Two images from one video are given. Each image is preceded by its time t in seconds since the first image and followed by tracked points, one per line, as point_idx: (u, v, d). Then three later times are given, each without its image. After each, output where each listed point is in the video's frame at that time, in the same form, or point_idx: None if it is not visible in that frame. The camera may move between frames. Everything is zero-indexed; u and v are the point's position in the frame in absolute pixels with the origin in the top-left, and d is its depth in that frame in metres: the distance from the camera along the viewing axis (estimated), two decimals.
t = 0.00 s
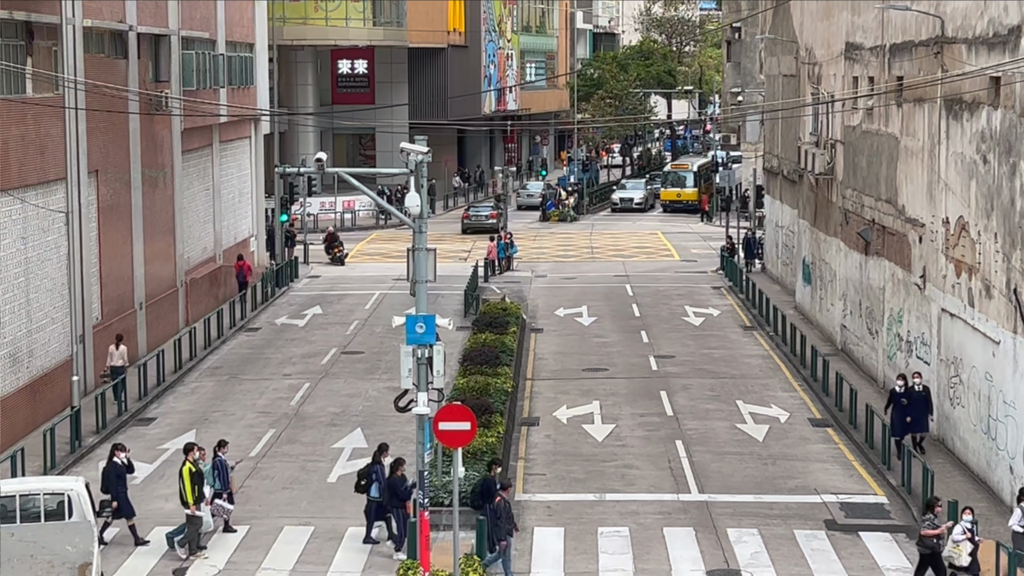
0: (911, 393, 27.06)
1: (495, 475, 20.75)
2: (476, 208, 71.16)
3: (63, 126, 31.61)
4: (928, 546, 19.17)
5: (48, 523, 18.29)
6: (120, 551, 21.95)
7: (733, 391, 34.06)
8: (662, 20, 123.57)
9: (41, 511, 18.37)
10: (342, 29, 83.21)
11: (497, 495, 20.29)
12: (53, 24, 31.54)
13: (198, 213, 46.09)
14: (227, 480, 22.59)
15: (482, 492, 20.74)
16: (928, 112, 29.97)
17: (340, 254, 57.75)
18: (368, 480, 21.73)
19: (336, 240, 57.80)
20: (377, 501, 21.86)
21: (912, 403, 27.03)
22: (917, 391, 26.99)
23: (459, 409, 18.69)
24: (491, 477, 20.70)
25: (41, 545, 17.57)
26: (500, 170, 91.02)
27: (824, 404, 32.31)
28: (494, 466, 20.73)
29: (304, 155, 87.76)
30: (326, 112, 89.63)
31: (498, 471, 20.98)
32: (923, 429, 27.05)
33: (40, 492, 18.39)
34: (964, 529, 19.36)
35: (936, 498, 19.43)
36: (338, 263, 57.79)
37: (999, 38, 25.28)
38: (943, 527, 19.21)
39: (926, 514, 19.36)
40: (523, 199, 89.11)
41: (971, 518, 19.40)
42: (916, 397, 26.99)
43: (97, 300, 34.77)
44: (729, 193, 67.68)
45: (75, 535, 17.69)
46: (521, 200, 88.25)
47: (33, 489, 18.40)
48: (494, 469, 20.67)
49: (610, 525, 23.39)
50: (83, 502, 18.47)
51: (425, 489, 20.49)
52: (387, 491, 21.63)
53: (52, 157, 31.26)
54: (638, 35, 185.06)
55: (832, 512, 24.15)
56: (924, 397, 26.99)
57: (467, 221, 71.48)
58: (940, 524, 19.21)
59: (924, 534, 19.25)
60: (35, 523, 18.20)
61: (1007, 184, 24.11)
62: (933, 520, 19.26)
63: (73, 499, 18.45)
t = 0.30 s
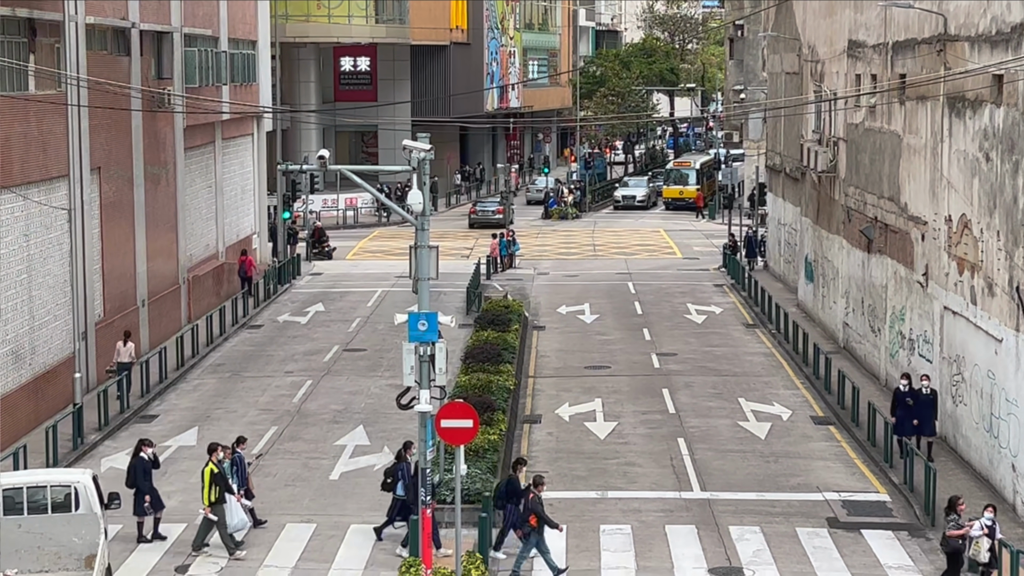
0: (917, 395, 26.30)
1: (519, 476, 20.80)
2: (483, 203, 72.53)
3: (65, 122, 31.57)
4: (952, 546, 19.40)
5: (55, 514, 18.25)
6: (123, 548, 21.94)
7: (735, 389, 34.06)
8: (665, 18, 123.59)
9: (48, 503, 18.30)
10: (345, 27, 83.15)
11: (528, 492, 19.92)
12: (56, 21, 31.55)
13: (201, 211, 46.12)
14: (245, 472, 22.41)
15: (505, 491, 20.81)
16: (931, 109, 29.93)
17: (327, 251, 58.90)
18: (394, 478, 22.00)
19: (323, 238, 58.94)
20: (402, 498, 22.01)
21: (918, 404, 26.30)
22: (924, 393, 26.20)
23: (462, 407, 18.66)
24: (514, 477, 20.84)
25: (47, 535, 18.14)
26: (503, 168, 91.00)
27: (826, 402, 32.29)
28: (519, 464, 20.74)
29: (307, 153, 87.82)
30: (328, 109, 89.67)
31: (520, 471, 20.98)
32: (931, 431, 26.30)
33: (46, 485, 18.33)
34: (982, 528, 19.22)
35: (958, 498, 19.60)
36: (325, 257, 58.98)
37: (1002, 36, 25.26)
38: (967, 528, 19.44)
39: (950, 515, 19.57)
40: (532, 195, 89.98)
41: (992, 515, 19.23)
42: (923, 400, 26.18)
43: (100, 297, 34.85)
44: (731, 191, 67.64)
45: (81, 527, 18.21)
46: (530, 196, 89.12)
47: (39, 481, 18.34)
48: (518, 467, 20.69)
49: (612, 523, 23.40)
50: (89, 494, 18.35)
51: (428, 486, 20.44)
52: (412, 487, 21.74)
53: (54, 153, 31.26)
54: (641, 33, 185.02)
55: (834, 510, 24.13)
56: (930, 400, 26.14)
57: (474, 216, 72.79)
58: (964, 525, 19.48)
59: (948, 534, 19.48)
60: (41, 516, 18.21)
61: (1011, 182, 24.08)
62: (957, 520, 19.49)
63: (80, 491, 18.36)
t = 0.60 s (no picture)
0: (923, 398, 26.24)
1: (544, 472, 20.59)
2: (489, 198, 74.30)
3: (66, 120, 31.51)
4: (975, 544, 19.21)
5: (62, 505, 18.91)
6: (126, 545, 21.99)
7: (737, 387, 34.07)
8: (667, 15, 123.52)
9: (56, 493, 18.96)
10: (347, 24, 83.15)
11: (559, 488, 20.11)
12: (59, 19, 31.57)
13: (203, 209, 46.15)
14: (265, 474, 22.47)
15: (529, 487, 20.62)
16: (933, 108, 29.93)
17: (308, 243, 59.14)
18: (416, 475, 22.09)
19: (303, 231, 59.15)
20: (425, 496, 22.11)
21: (925, 407, 26.22)
22: (930, 395, 26.15)
23: (464, 405, 18.64)
24: (537, 472, 20.63)
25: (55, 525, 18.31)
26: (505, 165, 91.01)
27: (828, 400, 32.30)
28: (543, 463, 20.50)
29: (308, 151, 87.85)
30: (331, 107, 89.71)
31: (544, 466, 20.70)
32: (937, 433, 26.15)
33: (54, 476, 18.98)
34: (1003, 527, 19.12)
35: (979, 495, 19.40)
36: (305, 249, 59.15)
37: (1004, 34, 25.27)
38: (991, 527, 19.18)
39: (971, 513, 19.30)
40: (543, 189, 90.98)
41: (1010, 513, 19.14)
42: (930, 402, 26.15)
43: (102, 294, 34.84)
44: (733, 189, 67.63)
45: (89, 517, 18.37)
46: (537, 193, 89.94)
47: (48, 472, 18.99)
48: (542, 466, 20.42)
49: (615, 521, 23.40)
50: (96, 485, 18.99)
51: (428, 485, 20.45)
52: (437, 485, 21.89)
53: (57, 152, 31.31)
54: (643, 30, 184.94)
55: (836, 507, 24.14)
56: (937, 402, 26.13)
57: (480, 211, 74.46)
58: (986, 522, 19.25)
59: (972, 533, 19.24)
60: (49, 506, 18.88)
61: (1013, 180, 24.09)
62: (979, 519, 19.22)
63: (87, 482, 19.00)
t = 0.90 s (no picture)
0: (930, 399, 25.92)
1: (570, 472, 20.56)
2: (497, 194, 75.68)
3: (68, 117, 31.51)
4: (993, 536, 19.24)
5: (72, 494, 19.20)
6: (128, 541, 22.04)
7: (739, 384, 34.08)
8: (669, 13, 123.41)
9: (66, 483, 19.24)
10: (349, 22, 83.16)
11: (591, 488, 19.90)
12: (61, 16, 31.56)
13: (205, 206, 46.17)
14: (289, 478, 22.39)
15: (556, 489, 20.61)
16: (935, 105, 29.92)
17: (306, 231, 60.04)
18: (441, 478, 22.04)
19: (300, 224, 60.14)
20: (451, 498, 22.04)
21: (932, 408, 25.91)
22: (937, 396, 25.81)
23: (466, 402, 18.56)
24: (562, 473, 20.62)
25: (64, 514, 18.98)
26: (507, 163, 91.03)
27: (830, 398, 32.31)
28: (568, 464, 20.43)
29: (310, 148, 87.85)
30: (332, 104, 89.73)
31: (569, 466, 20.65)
32: (944, 434, 25.85)
33: (64, 465, 19.25)
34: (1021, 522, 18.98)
35: (1001, 489, 19.34)
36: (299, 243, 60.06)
37: (1006, 31, 25.25)
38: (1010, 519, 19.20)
39: (992, 505, 19.33)
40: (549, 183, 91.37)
41: None
42: (936, 403, 25.82)
43: (104, 292, 34.87)
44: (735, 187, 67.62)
45: (98, 506, 19.10)
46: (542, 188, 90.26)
47: (59, 462, 19.26)
48: (567, 466, 20.35)
49: (617, 518, 23.41)
50: (106, 474, 19.28)
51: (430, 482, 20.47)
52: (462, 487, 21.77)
53: (59, 149, 31.34)
54: (645, 27, 184.92)
55: (837, 505, 24.16)
56: (944, 403, 25.77)
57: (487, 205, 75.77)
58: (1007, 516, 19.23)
59: (990, 524, 19.29)
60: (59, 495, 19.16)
61: (1014, 177, 24.09)
62: (998, 511, 19.25)
63: (96, 472, 19.28)
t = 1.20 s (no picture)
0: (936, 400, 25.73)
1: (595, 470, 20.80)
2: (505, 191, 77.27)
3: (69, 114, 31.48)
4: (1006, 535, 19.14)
5: (80, 482, 19.33)
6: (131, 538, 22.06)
7: (741, 382, 34.06)
8: (671, 10, 123.27)
9: (75, 471, 19.34)
10: (350, 19, 83.16)
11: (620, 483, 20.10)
12: (62, 13, 31.52)
13: (206, 203, 46.15)
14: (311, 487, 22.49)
15: (582, 486, 20.85)
16: (937, 102, 29.90)
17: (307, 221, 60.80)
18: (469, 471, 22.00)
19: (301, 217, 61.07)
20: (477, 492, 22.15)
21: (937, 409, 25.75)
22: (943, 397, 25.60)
23: (467, 399, 18.53)
24: (589, 471, 20.86)
25: (74, 500, 19.24)
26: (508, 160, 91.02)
27: (832, 395, 32.29)
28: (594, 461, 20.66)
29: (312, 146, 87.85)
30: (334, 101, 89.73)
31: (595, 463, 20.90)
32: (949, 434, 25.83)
33: (73, 454, 19.36)
34: None
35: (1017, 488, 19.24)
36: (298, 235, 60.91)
37: (1008, 28, 25.23)
38: None
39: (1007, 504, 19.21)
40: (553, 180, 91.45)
41: None
42: (942, 404, 25.61)
43: (106, 289, 34.88)
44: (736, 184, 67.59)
45: (107, 493, 19.37)
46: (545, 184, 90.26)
47: (68, 450, 19.36)
48: (593, 464, 20.54)
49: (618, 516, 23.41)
50: (114, 462, 19.45)
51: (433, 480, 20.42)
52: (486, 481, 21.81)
53: (60, 147, 31.34)
54: (647, 24, 184.76)
55: (839, 502, 24.15)
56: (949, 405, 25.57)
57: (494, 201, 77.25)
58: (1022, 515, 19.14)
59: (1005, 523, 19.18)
60: (68, 482, 19.23)
61: (1016, 175, 24.06)
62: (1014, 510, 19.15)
63: (105, 460, 19.44)
